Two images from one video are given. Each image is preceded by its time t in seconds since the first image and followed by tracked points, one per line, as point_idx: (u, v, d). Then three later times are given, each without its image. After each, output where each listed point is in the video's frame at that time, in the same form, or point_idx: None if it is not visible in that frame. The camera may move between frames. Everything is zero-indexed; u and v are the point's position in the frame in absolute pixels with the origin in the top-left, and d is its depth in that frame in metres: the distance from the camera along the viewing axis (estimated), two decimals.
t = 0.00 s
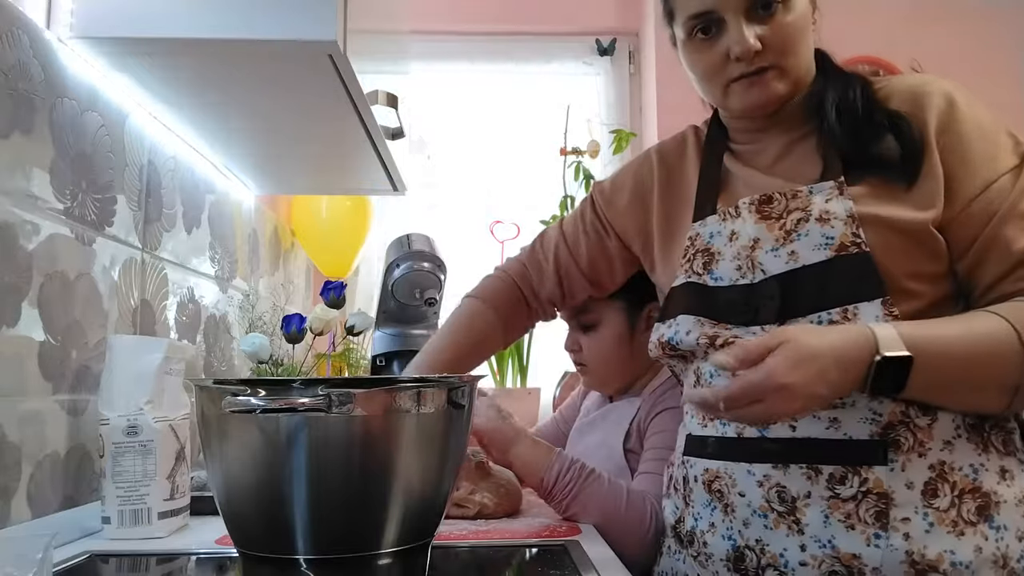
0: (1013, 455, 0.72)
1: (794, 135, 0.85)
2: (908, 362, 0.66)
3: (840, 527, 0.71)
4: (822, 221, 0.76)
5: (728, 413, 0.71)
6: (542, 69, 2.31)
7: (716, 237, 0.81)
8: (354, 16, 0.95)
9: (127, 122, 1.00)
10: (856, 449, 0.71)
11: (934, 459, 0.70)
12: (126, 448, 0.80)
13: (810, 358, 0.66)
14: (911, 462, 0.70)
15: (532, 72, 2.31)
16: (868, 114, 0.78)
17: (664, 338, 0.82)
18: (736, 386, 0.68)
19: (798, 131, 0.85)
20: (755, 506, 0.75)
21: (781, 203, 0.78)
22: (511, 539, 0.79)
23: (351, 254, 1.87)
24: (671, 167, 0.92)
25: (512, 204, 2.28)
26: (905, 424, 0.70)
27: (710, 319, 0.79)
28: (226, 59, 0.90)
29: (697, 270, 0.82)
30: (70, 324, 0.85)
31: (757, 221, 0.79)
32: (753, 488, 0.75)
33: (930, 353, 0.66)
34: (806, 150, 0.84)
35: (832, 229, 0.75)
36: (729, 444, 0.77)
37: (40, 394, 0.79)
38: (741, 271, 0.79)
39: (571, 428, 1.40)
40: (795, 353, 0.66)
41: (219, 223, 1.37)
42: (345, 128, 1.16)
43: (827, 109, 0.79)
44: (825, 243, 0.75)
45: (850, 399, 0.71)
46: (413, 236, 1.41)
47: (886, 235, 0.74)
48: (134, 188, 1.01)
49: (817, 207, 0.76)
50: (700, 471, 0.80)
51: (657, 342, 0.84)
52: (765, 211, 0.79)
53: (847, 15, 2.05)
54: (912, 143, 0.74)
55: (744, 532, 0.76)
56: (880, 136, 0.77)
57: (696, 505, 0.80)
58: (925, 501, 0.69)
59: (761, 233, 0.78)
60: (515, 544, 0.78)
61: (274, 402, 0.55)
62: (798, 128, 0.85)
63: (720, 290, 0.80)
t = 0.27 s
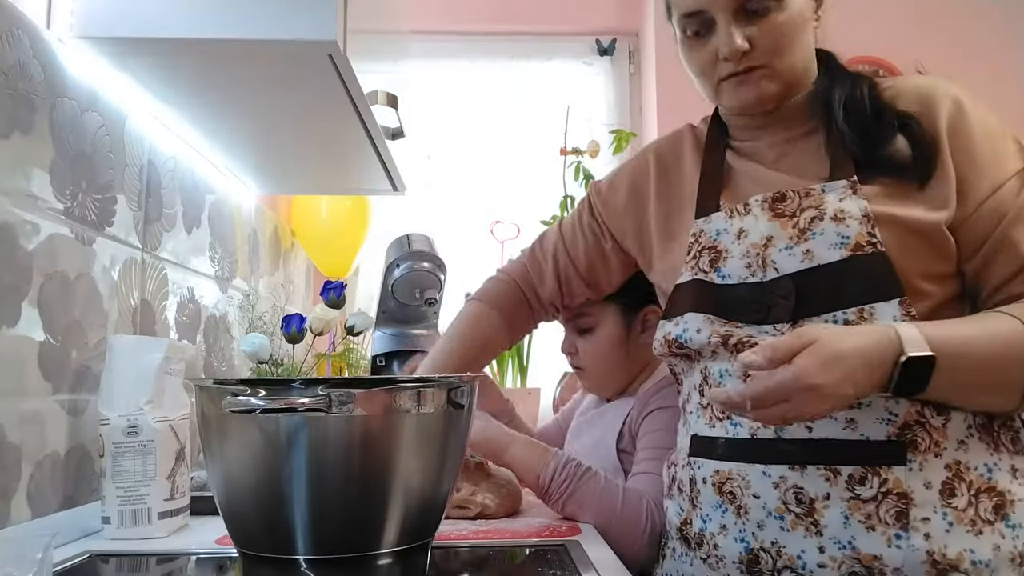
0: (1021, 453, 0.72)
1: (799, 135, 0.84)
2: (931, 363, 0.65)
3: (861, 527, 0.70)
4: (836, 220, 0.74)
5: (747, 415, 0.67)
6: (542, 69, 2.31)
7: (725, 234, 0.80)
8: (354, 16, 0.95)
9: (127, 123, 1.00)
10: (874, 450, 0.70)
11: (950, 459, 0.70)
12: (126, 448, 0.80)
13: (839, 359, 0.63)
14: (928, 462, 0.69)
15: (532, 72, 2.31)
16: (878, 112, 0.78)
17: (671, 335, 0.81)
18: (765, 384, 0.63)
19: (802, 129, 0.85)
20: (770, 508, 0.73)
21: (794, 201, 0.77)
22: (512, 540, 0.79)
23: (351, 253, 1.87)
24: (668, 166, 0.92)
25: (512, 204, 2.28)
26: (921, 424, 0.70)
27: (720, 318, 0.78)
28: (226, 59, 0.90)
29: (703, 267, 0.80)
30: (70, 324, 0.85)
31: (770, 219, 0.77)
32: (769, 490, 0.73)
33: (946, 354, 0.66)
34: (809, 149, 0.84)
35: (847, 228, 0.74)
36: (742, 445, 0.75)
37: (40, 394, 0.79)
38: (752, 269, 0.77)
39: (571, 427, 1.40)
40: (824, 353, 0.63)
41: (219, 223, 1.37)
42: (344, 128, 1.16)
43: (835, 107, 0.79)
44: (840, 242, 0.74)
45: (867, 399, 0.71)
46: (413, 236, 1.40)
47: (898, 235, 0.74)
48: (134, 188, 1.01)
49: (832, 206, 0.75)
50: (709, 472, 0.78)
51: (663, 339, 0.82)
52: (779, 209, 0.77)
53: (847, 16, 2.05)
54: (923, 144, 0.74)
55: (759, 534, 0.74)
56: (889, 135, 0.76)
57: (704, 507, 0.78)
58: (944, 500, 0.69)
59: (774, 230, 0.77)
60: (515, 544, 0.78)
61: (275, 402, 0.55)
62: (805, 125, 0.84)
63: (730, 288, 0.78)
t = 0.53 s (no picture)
0: None
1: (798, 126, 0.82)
2: (943, 356, 0.63)
3: (866, 533, 0.68)
4: (838, 216, 0.72)
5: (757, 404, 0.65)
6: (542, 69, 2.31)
7: (724, 228, 0.78)
8: (354, 16, 0.95)
9: (127, 122, 1.00)
10: (877, 453, 0.68)
11: (954, 461, 0.68)
12: (126, 448, 0.80)
13: (852, 346, 0.62)
14: (933, 465, 0.68)
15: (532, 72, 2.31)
16: (878, 102, 0.76)
17: (668, 331, 0.79)
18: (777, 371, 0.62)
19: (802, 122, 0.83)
20: (773, 514, 0.72)
21: (795, 196, 0.75)
22: (512, 540, 0.79)
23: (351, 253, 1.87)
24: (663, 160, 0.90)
25: (512, 204, 2.28)
26: (924, 425, 0.68)
27: (719, 314, 0.76)
28: (226, 59, 0.90)
29: (701, 262, 0.79)
30: (70, 324, 0.85)
31: (770, 214, 0.76)
32: (771, 496, 0.72)
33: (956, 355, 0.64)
34: (810, 142, 0.82)
35: (849, 224, 0.72)
36: (743, 449, 0.74)
37: (40, 394, 0.79)
38: (751, 265, 0.76)
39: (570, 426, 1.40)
40: (836, 339, 0.62)
41: (219, 222, 1.37)
42: (345, 128, 1.16)
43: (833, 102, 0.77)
44: (842, 239, 0.72)
45: (870, 401, 0.69)
46: (413, 237, 1.41)
47: (903, 231, 0.72)
48: (134, 188, 1.01)
49: (833, 201, 0.73)
50: (710, 477, 0.76)
51: (660, 336, 0.81)
52: (779, 204, 0.76)
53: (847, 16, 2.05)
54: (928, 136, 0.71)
55: (761, 541, 0.73)
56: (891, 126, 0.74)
57: (705, 512, 0.77)
58: (950, 504, 0.67)
59: (774, 226, 0.75)
60: (515, 544, 0.78)
61: (275, 402, 0.55)
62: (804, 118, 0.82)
63: (728, 284, 0.76)
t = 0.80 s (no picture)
0: None
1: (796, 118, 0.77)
2: (928, 365, 0.61)
3: (857, 541, 0.65)
4: (829, 216, 0.69)
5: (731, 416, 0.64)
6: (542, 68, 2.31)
7: (715, 226, 0.74)
8: (354, 16, 0.95)
9: (127, 123, 1.00)
10: (870, 458, 0.65)
11: (949, 465, 0.65)
12: (126, 448, 0.80)
13: (831, 360, 0.59)
14: (927, 470, 0.64)
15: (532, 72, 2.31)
16: (871, 96, 0.71)
17: (658, 332, 0.75)
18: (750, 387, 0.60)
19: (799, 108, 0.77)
20: (764, 520, 0.68)
21: (785, 195, 0.71)
22: (511, 540, 0.79)
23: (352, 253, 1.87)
24: (658, 149, 0.85)
25: (513, 204, 2.29)
26: (918, 428, 0.65)
27: (709, 314, 0.72)
28: (227, 59, 0.90)
29: (691, 260, 0.74)
30: (70, 324, 0.85)
31: (760, 214, 0.71)
32: (761, 501, 0.68)
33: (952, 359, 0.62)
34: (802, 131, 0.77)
35: (840, 225, 0.68)
36: (734, 453, 0.70)
37: (40, 394, 0.79)
38: (741, 265, 0.71)
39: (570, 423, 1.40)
40: (815, 355, 0.59)
41: (219, 222, 1.37)
42: (346, 128, 1.17)
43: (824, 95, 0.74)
44: (833, 240, 0.68)
45: (861, 404, 0.65)
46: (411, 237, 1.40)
47: (897, 232, 0.69)
48: (134, 188, 1.01)
49: (824, 200, 0.69)
50: (701, 482, 0.72)
51: (649, 336, 0.77)
52: (769, 204, 0.72)
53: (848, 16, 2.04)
54: (923, 130, 0.68)
55: (752, 548, 0.69)
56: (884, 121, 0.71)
57: (697, 517, 0.73)
58: (944, 510, 0.64)
59: (763, 226, 0.71)
60: (514, 545, 0.78)
61: (275, 402, 0.55)
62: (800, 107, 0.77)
63: (718, 284, 0.72)
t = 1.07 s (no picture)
0: None
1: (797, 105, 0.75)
2: (931, 373, 0.58)
3: (845, 549, 0.64)
4: (830, 216, 0.68)
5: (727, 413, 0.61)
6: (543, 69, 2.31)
7: (713, 219, 0.73)
8: (354, 16, 0.95)
9: (127, 123, 1.00)
10: (860, 465, 0.64)
11: (943, 472, 0.64)
12: (126, 448, 0.80)
13: (829, 368, 0.56)
14: (918, 477, 0.64)
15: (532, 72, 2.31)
16: (880, 86, 0.70)
17: (652, 330, 0.74)
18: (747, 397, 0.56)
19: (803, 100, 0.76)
20: (753, 527, 0.67)
21: (786, 191, 0.71)
22: (511, 540, 0.79)
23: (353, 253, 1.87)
24: (663, 134, 0.82)
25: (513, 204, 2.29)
26: (911, 434, 0.64)
27: (703, 314, 0.71)
28: (228, 60, 0.90)
29: (687, 254, 0.74)
30: (70, 324, 0.85)
31: (759, 210, 0.71)
32: (750, 508, 0.67)
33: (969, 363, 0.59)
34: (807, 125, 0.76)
35: (842, 225, 0.68)
36: (721, 458, 0.69)
37: (40, 394, 0.79)
38: (737, 261, 0.71)
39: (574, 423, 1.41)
40: (813, 361, 0.56)
41: (219, 222, 1.37)
42: (346, 128, 1.16)
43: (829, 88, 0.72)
44: (834, 241, 0.68)
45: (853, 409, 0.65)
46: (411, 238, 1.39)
47: (902, 229, 0.68)
48: (133, 188, 1.01)
49: (826, 199, 0.69)
50: (693, 486, 0.72)
51: (644, 333, 0.76)
52: (769, 200, 0.71)
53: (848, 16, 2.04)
54: (934, 127, 0.67)
55: (742, 554, 0.69)
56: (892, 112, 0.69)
57: (689, 522, 0.72)
58: (935, 519, 0.63)
59: (762, 223, 0.70)
60: (514, 545, 0.78)
61: (275, 402, 0.54)
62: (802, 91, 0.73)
63: (714, 279, 0.71)
